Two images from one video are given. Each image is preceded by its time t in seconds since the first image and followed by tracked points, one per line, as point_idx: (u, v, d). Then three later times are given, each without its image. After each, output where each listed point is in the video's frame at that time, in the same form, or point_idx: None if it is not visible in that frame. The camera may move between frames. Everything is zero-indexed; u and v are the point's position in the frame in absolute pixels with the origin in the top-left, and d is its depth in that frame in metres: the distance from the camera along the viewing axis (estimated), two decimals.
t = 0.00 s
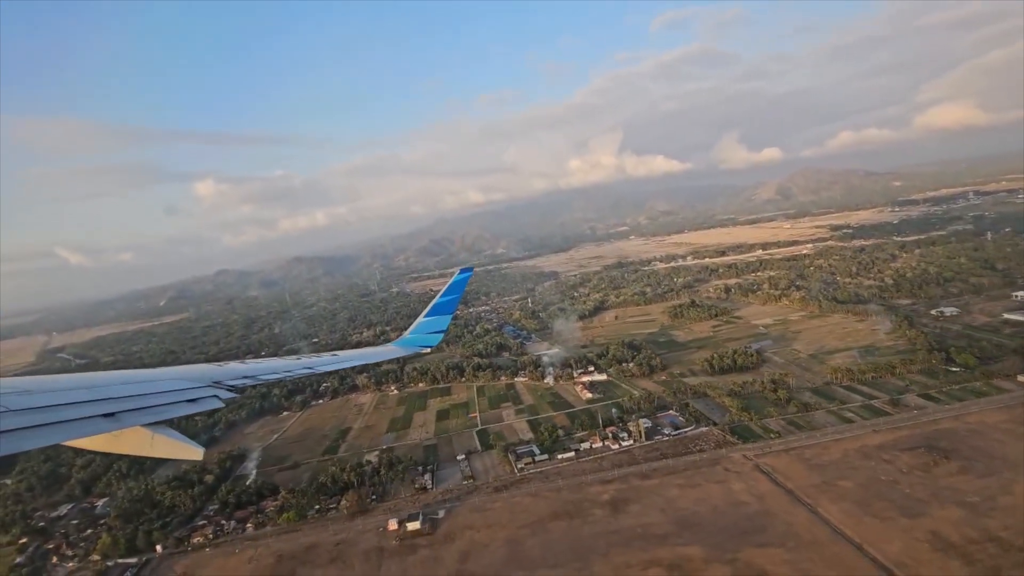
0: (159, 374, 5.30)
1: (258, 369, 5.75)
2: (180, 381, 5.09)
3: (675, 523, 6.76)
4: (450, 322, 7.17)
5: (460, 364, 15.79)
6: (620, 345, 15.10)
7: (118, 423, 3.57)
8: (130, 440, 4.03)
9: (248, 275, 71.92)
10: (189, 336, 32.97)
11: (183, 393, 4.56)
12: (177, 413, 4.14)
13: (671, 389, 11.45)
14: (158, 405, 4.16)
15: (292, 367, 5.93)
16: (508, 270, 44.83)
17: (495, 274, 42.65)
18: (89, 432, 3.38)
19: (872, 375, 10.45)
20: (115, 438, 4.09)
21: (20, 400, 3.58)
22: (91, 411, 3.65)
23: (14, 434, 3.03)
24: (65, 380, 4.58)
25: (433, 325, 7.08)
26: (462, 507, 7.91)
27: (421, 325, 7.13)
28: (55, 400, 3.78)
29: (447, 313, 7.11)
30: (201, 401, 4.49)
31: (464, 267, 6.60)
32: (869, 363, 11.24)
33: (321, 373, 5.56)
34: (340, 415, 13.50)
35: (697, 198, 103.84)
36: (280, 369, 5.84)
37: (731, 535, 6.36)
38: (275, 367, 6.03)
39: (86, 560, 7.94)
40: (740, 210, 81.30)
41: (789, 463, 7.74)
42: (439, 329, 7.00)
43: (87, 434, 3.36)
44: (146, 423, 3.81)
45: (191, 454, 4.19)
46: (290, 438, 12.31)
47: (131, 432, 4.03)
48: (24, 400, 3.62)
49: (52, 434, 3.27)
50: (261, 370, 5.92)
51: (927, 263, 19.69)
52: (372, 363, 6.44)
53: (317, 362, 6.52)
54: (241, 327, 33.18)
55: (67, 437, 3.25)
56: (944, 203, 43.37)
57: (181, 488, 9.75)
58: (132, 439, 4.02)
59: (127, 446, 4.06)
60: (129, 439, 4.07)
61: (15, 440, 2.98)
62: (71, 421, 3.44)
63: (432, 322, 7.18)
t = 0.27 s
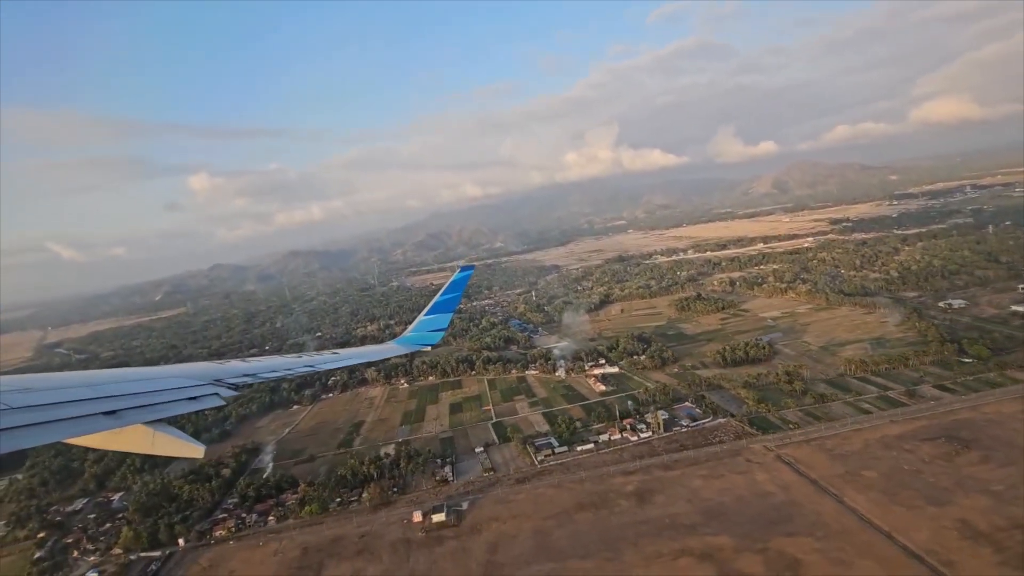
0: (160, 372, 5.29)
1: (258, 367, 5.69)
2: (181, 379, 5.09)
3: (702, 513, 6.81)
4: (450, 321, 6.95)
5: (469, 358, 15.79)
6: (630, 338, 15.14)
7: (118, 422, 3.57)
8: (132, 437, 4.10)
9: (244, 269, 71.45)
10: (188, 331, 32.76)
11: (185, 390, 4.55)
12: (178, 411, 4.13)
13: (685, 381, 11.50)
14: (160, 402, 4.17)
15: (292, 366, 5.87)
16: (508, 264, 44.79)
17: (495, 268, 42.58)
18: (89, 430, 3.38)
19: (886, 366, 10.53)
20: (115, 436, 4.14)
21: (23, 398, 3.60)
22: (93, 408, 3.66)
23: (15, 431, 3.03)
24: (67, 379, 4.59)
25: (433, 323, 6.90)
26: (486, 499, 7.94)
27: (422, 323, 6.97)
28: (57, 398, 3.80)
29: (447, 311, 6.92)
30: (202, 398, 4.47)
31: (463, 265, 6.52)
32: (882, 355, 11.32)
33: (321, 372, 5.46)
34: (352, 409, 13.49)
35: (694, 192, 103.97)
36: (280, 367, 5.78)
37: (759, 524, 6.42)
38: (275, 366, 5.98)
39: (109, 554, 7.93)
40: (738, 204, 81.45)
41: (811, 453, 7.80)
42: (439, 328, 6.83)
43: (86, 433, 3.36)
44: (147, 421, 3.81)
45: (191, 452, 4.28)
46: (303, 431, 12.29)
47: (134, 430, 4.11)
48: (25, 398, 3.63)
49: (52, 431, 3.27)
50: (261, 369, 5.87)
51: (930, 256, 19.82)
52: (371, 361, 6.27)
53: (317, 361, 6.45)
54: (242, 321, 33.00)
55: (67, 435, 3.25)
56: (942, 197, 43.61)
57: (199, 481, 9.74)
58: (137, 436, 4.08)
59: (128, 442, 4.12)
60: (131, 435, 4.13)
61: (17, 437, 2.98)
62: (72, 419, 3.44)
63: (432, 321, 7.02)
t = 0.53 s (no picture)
0: (163, 369, 5.16)
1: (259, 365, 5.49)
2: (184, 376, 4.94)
3: (729, 504, 6.86)
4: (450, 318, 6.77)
5: (479, 351, 15.78)
6: (640, 331, 15.19)
7: (120, 420, 3.44)
8: (132, 434, 4.17)
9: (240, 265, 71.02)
10: (188, 326, 32.59)
11: (186, 388, 4.40)
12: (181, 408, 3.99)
13: (699, 374, 11.54)
14: (163, 399, 4.03)
15: (295, 362, 5.68)
16: (508, 259, 44.75)
17: (496, 262, 42.57)
18: (89, 429, 3.23)
19: (899, 358, 10.61)
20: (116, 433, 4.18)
21: (24, 396, 3.49)
22: (94, 406, 3.54)
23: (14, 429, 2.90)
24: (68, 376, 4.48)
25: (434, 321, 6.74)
26: (509, 491, 7.95)
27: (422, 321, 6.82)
28: (58, 396, 3.68)
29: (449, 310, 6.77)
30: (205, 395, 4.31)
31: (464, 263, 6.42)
32: (893, 347, 11.41)
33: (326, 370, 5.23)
34: (363, 403, 13.46)
35: (691, 186, 104.15)
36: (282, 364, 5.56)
37: (787, 514, 6.47)
38: (278, 363, 5.79)
39: (130, 549, 7.89)
40: (735, 198, 81.66)
41: (832, 444, 7.87)
42: (440, 327, 6.66)
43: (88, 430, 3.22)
44: (149, 419, 3.64)
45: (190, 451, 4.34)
46: (316, 426, 12.25)
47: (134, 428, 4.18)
48: (25, 397, 3.50)
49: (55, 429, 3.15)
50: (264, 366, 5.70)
51: (933, 249, 19.96)
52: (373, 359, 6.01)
53: (319, 359, 6.26)
54: (242, 316, 32.83)
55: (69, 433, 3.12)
56: (939, 191, 43.92)
57: (215, 476, 9.70)
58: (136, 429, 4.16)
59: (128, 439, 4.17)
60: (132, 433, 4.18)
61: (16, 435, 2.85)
62: (74, 417, 3.32)
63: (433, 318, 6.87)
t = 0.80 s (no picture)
0: (163, 367, 4.86)
1: (260, 363, 5.15)
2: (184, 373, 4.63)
3: (755, 493, 6.92)
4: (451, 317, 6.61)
5: (488, 345, 15.77)
6: (649, 324, 15.24)
7: (122, 418, 3.17)
8: (134, 432, 3.76)
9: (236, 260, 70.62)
10: (188, 321, 32.42)
11: (185, 387, 4.03)
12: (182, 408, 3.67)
13: (711, 366, 11.60)
14: (162, 398, 3.72)
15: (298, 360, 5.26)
16: (507, 253, 44.75)
17: (496, 257, 42.54)
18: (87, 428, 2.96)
19: (911, 349, 10.70)
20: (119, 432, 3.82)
21: (21, 394, 3.25)
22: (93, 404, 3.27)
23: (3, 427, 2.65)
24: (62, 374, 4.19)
25: (435, 319, 6.53)
26: (532, 484, 7.97)
27: (421, 320, 6.60)
28: (54, 394, 3.41)
29: (450, 308, 6.61)
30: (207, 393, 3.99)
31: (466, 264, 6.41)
32: (904, 338, 11.51)
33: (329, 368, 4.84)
34: (375, 397, 13.46)
35: (687, 181, 104.29)
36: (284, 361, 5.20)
37: (813, 503, 6.53)
38: (281, 362, 5.39)
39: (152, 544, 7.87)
40: (731, 192, 81.87)
41: (852, 435, 7.94)
42: (442, 325, 6.47)
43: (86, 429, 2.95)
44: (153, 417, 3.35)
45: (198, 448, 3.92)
46: (329, 420, 12.24)
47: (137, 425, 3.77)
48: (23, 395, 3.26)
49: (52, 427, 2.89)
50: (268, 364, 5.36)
51: (935, 242, 20.09)
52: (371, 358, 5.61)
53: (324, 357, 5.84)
54: (242, 311, 32.70)
55: (67, 431, 2.87)
56: (937, 185, 44.18)
57: (232, 471, 9.67)
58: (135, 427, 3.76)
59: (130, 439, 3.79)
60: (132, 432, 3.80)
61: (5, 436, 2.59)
62: (73, 415, 3.07)
63: (433, 317, 6.66)
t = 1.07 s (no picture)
0: (165, 364, 4.68)
1: (261, 360, 4.91)
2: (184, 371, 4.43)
3: (780, 484, 6.96)
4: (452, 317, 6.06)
5: (496, 339, 15.77)
6: (658, 317, 15.27)
7: (120, 416, 3.04)
8: (134, 431, 3.64)
9: (232, 256, 70.14)
10: (187, 317, 32.22)
11: (182, 387, 3.78)
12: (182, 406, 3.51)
13: (724, 359, 11.65)
14: (159, 396, 3.55)
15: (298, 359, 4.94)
16: (506, 248, 44.71)
17: (495, 251, 42.49)
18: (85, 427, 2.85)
19: (923, 341, 10.79)
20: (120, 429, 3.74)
21: (21, 392, 3.16)
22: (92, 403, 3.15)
23: None
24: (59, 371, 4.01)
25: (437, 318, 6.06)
26: (555, 476, 7.99)
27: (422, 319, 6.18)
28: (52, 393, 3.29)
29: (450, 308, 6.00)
30: (207, 391, 3.81)
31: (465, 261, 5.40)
32: (915, 330, 11.59)
33: (333, 364, 4.50)
34: (386, 391, 13.43)
35: (683, 175, 104.45)
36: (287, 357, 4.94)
37: (840, 493, 6.59)
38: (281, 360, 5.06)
39: (175, 539, 7.85)
40: (728, 186, 82.07)
41: (872, 425, 8.01)
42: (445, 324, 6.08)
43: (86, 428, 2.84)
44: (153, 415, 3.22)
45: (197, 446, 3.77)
46: (341, 414, 12.21)
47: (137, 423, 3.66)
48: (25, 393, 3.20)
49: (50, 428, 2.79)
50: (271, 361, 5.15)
51: (937, 235, 20.25)
52: (373, 355, 5.29)
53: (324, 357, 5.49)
54: (242, 307, 32.53)
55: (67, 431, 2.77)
56: (933, 178, 44.48)
57: (249, 466, 9.64)
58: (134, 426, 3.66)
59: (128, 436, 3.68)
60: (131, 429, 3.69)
61: None
62: (72, 414, 2.96)
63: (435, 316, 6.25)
